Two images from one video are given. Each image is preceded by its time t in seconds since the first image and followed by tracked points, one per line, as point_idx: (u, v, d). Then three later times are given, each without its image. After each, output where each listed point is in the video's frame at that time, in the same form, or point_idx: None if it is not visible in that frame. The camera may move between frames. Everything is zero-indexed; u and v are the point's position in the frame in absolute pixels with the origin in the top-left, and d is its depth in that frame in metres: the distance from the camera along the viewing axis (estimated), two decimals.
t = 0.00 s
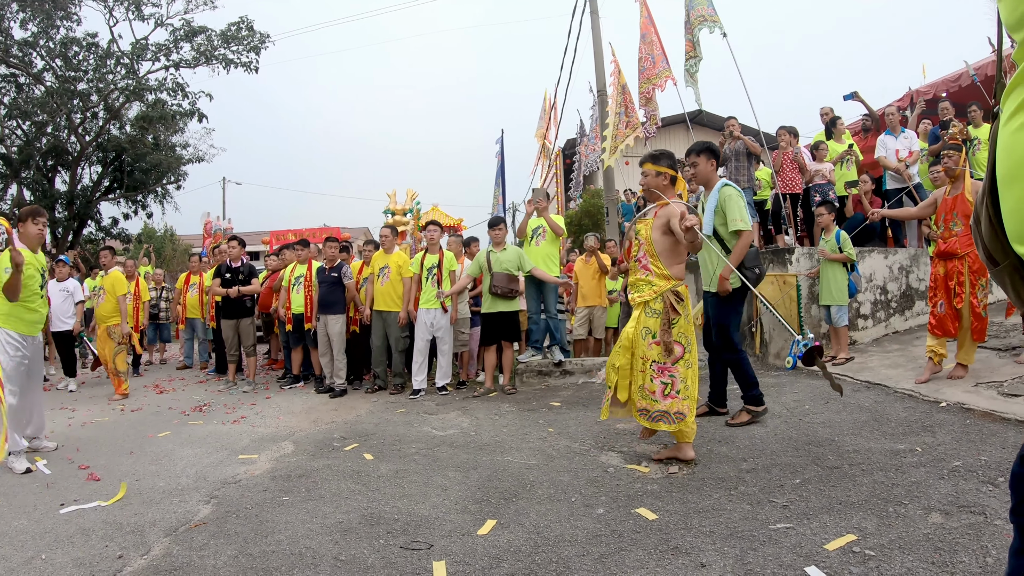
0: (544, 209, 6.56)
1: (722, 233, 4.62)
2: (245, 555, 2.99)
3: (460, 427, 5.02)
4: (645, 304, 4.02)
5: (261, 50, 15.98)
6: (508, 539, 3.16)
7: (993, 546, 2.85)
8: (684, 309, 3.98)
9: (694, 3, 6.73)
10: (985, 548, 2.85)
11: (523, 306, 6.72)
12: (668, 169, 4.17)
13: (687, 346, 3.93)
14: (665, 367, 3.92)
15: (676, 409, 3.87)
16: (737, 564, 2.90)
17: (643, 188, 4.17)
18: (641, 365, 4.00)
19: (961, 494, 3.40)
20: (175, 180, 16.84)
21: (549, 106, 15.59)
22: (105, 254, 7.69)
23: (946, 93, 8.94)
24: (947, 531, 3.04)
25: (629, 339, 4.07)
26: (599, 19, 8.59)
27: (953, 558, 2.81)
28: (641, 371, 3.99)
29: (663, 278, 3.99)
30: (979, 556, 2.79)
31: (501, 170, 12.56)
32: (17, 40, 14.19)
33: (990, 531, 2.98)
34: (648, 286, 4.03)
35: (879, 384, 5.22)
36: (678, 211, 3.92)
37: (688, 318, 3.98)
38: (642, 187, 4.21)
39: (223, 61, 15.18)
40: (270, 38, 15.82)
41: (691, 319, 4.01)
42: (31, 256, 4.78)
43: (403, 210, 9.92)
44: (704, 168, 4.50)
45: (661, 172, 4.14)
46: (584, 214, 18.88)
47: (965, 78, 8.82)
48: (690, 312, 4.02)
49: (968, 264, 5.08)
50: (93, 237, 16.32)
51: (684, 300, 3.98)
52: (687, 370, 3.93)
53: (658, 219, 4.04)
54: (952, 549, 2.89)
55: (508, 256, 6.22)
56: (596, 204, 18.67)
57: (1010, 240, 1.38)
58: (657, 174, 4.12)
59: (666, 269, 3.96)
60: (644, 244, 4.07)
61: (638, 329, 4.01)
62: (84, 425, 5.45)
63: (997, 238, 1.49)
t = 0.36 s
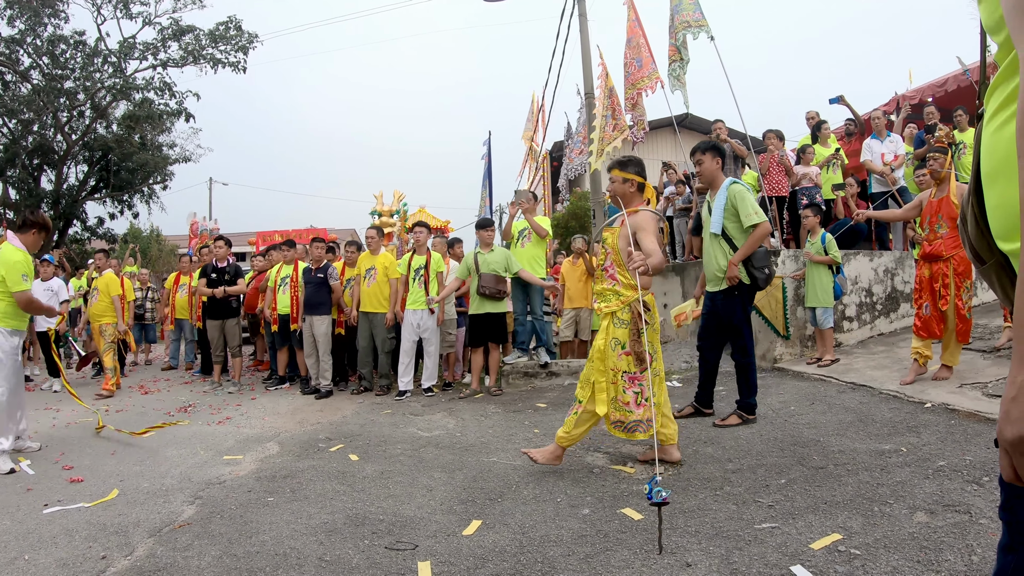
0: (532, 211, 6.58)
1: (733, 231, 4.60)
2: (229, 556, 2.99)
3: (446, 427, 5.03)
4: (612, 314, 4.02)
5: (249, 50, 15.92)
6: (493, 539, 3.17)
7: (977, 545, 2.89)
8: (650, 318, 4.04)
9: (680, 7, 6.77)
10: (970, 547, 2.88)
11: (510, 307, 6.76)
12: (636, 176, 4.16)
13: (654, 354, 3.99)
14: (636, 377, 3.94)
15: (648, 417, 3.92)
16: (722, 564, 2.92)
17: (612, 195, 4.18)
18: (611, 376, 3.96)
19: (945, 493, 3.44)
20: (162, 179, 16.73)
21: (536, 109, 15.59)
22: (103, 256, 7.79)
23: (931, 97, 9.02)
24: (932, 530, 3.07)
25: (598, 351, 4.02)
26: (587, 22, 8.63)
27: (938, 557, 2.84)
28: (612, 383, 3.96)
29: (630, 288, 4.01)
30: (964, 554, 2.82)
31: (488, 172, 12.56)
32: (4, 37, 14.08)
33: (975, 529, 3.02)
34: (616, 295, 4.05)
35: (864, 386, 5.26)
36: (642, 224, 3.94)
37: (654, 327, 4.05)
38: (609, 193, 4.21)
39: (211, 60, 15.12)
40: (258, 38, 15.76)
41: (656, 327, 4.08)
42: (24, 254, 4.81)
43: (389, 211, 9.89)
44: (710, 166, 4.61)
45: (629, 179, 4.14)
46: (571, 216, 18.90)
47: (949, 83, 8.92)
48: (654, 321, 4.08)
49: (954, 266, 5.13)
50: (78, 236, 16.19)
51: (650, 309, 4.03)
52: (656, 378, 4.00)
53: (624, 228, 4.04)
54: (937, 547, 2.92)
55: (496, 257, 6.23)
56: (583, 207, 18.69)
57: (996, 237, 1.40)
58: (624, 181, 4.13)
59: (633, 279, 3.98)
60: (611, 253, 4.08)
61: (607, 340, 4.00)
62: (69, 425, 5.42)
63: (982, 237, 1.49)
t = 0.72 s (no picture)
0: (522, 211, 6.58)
1: (734, 229, 4.59)
2: (219, 556, 2.97)
3: (436, 428, 5.01)
4: (548, 314, 3.97)
5: (241, 48, 15.85)
6: (483, 540, 3.17)
7: (967, 546, 2.90)
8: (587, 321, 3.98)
9: (672, 9, 6.78)
10: (959, 547, 2.90)
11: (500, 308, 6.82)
12: (588, 175, 4.16)
13: (587, 359, 3.93)
14: (565, 381, 3.88)
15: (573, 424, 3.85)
16: (712, 564, 2.93)
17: (563, 193, 4.19)
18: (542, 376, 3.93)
19: (934, 494, 3.45)
20: (152, 177, 16.63)
21: (527, 109, 15.58)
22: (96, 254, 7.77)
23: (920, 102, 9.08)
24: (921, 531, 3.09)
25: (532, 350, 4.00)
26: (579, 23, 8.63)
27: (928, 557, 2.86)
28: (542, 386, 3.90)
29: (567, 288, 3.98)
30: (953, 555, 2.84)
31: (478, 173, 12.54)
32: None
33: (963, 530, 3.04)
34: (552, 295, 4.00)
35: (853, 388, 5.28)
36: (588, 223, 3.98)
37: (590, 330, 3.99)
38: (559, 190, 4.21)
39: (202, 58, 15.04)
40: (249, 36, 15.69)
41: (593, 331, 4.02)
42: (4, 250, 4.81)
43: (379, 211, 9.85)
44: (712, 165, 4.66)
45: (580, 178, 4.14)
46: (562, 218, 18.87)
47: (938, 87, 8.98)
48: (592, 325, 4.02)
49: (943, 269, 5.16)
50: (68, 235, 16.07)
51: (588, 311, 3.98)
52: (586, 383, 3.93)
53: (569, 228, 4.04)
54: (926, 548, 2.93)
55: (487, 258, 6.23)
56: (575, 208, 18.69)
57: (987, 238, 1.40)
58: (575, 180, 4.12)
59: (571, 279, 3.96)
60: (552, 252, 4.05)
61: (540, 340, 3.94)
62: (57, 425, 5.38)
63: (974, 240, 1.48)
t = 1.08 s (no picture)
0: (525, 213, 6.59)
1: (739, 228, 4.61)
2: (222, 554, 2.95)
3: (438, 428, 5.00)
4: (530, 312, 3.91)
5: (244, 47, 15.85)
6: (487, 539, 3.16)
7: (969, 547, 2.90)
8: (567, 323, 3.99)
9: (677, 12, 6.81)
10: (962, 548, 2.90)
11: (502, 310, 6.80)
12: (574, 180, 4.16)
13: (563, 363, 3.94)
14: (541, 381, 3.82)
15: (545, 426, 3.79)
16: (716, 564, 2.92)
17: (548, 197, 4.18)
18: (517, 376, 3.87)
19: (937, 496, 3.46)
20: (153, 176, 16.60)
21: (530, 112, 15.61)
22: (99, 252, 7.75)
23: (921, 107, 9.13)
24: (924, 532, 3.09)
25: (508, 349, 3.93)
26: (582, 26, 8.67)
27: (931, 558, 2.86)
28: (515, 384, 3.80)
29: (551, 288, 3.94)
30: (956, 556, 2.84)
31: (480, 175, 12.54)
32: None
33: (966, 531, 3.04)
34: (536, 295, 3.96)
35: (854, 391, 5.29)
36: (572, 227, 3.94)
37: (569, 332, 3.99)
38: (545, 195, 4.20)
39: (205, 58, 15.04)
40: (253, 36, 15.70)
41: (572, 334, 4.02)
42: None
43: (381, 212, 9.85)
44: (717, 166, 4.68)
45: (566, 182, 4.13)
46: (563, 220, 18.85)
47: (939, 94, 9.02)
48: (572, 327, 4.02)
49: (945, 273, 5.19)
50: (68, 233, 16.03)
51: (570, 313, 3.99)
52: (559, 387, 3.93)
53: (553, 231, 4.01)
54: (929, 549, 2.94)
55: (490, 258, 6.23)
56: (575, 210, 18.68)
57: (983, 239, 1.39)
58: (561, 184, 4.11)
59: (556, 280, 3.91)
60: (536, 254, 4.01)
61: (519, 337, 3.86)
62: (57, 422, 5.35)
63: (971, 240, 1.47)
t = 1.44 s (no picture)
0: (530, 213, 6.59)
1: (744, 233, 4.60)
2: (227, 554, 2.95)
3: (444, 429, 5.00)
4: (541, 314, 3.88)
5: (249, 48, 15.86)
6: (493, 540, 3.15)
7: (976, 550, 2.89)
8: (578, 325, 3.94)
9: (685, 12, 6.78)
10: (969, 552, 2.88)
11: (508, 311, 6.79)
12: (583, 181, 4.15)
13: (575, 365, 3.90)
14: (551, 383, 3.83)
15: (553, 428, 3.80)
16: (723, 567, 2.91)
17: (556, 198, 4.16)
18: (527, 379, 3.87)
19: (944, 499, 3.44)
20: (158, 177, 16.62)
21: (535, 112, 15.59)
22: (105, 252, 7.77)
23: (928, 108, 9.10)
24: (930, 535, 3.07)
25: (519, 351, 3.92)
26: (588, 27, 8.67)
27: (938, 561, 2.84)
28: (525, 385, 3.86)
29: (562, 290, 3.90)
30: (963, 559, 2.82)
31: (486, 175, 12.53)
32: (4, 31, 13.99)
33: (973, 535, 3.02)
34: (547, 297, 3.93)
35: (861, 393, 5.27)
36: (584, 227, 3.92)
37: (581, 335, 3.94)
38: (554, 196, 4.19)
39: (211, 58, 15.06)
40: (259, 36, 15.71)
41: (584, 336, 3.96)
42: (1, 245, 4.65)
43: (387, 212, 9.87)
44: (725, 167, 4.67)
45: (575, 184, 4.13)
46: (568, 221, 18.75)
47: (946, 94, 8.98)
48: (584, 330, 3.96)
49: (951, 275, 5.14)
50: (74, 232, 16.07)
51: (581, 316, 3.93)
52: (571, 389, 3.89)
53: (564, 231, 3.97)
54: (936, 552, 2.92)
55: (494, 261, 6.21)
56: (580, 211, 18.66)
57: (983, 241, 1.39)
58: (570, 185, 4.10)
59: (567, 282, 3.88)
60: (547, 255, 3.97)
61: (530, 339, 3.88)
62: (63, 422, 5.36)
63: (971, 240, 1.47)
